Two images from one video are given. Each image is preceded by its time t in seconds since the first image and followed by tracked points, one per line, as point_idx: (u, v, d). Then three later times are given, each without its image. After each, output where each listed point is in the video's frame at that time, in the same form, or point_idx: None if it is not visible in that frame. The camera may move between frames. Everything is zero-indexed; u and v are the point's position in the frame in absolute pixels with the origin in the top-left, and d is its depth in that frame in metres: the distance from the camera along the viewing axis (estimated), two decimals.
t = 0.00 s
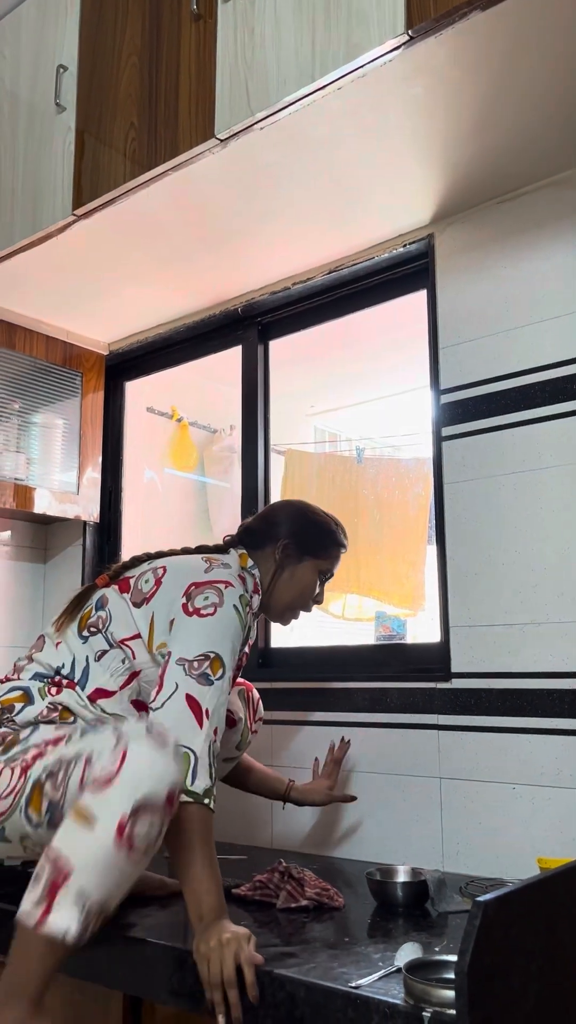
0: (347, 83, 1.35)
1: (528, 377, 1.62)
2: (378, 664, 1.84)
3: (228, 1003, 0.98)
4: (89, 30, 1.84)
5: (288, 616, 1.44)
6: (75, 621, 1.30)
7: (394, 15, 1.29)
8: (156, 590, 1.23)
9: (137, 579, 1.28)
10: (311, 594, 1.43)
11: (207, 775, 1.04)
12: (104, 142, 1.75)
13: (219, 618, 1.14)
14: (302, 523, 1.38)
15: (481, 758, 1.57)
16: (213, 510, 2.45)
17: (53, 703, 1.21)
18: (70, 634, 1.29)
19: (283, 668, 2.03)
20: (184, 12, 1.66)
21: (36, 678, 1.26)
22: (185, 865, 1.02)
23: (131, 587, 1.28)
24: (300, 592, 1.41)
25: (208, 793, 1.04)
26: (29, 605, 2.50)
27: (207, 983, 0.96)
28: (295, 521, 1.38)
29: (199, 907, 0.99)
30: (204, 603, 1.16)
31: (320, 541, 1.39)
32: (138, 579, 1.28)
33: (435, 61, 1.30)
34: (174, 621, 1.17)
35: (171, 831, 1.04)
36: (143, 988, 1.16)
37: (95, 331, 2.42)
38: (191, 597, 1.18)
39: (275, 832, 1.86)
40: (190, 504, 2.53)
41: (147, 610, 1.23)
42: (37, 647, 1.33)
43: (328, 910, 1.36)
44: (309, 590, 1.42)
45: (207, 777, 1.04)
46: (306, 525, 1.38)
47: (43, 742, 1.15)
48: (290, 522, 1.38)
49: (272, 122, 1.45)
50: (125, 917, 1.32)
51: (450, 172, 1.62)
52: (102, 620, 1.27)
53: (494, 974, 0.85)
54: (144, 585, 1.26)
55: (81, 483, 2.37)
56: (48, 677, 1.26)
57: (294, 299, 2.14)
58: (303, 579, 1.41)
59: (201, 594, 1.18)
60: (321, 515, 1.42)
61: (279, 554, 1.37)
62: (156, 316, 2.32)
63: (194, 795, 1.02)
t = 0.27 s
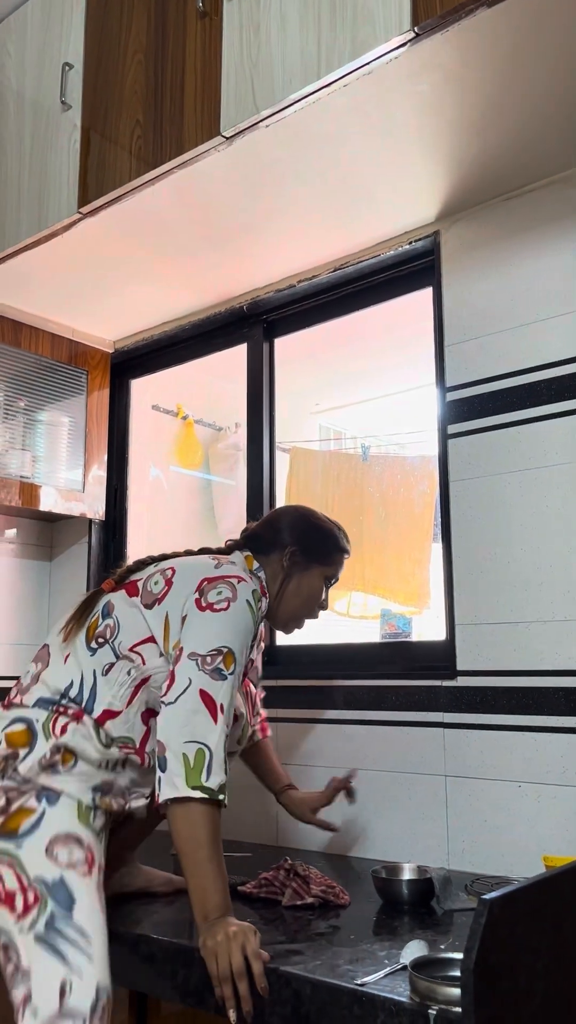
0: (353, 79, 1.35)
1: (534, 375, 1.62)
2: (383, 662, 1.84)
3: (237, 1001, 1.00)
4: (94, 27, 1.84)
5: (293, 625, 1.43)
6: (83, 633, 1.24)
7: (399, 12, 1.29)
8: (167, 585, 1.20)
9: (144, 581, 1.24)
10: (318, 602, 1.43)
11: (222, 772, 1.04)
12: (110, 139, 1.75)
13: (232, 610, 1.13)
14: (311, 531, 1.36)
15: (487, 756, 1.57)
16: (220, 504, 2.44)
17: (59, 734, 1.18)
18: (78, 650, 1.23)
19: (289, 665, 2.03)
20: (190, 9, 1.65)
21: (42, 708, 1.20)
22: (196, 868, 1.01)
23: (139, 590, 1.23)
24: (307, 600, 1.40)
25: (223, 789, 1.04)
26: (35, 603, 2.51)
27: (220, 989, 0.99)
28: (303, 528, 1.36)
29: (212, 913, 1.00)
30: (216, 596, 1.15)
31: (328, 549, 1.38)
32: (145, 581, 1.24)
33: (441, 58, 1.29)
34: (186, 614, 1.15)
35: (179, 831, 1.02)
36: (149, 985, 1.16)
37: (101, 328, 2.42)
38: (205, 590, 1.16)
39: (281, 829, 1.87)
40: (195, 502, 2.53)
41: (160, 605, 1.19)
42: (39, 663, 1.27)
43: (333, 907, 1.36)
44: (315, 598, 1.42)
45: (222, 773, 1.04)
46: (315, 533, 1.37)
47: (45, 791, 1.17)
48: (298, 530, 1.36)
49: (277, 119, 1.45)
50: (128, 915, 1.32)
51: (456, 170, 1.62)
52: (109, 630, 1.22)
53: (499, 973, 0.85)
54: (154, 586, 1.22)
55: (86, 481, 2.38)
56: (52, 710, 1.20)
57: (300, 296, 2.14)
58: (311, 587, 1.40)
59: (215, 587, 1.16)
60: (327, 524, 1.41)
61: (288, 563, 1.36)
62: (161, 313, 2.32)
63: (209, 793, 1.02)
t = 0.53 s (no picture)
0: (361, 76, 1.35)
1: (542, 373, 1.61)
2: (390, 660, 1.84)
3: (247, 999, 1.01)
4: (101, 26, 1.85)
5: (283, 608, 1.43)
6: (86, 662, 1.21)
7: (407, 9, 1.28)
8: (170, 596, 1.20)
9: (142, 593, 1.22)
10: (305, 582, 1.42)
11: (230, 770, 1.04)
12: (117, 138, 1.75)
13: (240, 607, 1.13)
14: (293, 513, 1.35)
15: (495, 754, 1.56)
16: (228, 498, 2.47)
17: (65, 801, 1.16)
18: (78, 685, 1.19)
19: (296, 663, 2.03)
20: (197, 7, 1.65)
21: (49, 759, 1.18)
22: (202, 866, 1.02)
23: (139, 604, 1.21)
24: (294, 582, 1.40)
25: (232, 788, 1.04)
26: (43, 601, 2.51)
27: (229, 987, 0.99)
28: (285, 511, 1.35)
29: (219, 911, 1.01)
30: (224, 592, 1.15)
31: (311, 529, 1.37)
32: (144, 594, 1.22)
33: (449, 54, 1.29)
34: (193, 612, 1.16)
35: (186, 829, 1.03)
36: (157, 981, 1.16)
37: (108, 327, 2.42)
38: (212, 589, 1.17)
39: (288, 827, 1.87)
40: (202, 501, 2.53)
41: (167, 612, 1.18)
42: (36, 703, 1.24)
43: (341, 905, 1.36)
44: (303, 579, 1.41)
45: (231, 772, 1.04)
46: (297, 514, 1.36)
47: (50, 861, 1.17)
48: (279, 513, 1.35)
49: (285, 116, 1.45)
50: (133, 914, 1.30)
51: (463, 167, 1.61)
52: (115, 654, 1.19)
53: (508, 970, 0.85)
54: (155, 597, 1.21)
55: (94, 480, 2.38)
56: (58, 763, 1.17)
57: (307, 294, 2.13)
58: (297, 568, 1.39)
59: (223, 585, 1.16)
60: (308, 504, 1.40)
61: (272, 548, 1.35)
62: (169, 312, 2.32)
63: (219, 794, 1.03)
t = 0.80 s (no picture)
0: (369, 76, 1.35)
1: (551, 372, 1.61)
2: (399, 659, 1.84)
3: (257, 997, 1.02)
4: (110, 27, 1.85)
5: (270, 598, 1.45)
6: (90, 677, 1.19)
7: (417, 9, 1.28)
8: (174, 602, 1.20)
9: (144, 604, 1.22)
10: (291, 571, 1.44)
11: (242, 770, 1.05)
12: (126, 139, 1.75)
13: (248, 605, 1.14)
14: (278, 505, 1.36)
15: (504, 754, 1.56)
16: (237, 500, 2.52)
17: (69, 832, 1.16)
18: (83, 702, 1.18)
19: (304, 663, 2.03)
20: (205, 8, 1.66)
21: (58, 780, 1.16)
22: (214, 866, 1.02)
23: (142, 615, 1.21)
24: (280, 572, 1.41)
25: (243, 788, 1.05)
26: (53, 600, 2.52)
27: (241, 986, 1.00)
28: (269, 506, 1.35)
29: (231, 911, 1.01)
30: (231, 590, 1.16)
31: (296, 520, 1.38)
32: (146, 605, 1.21)
33: (458, 54, 1.29)
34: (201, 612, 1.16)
35: (198, 829, 1.03)
36: (167, 979, 1.17)
37: (117, 327, 2.43)
38: (218, 587, 1.17)
39: (297, 826, 1.87)
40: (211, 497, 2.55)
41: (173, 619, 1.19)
42: (33, 719, 1.21)
43: (349, 904, 1.36)
44: (289, 568, 1.43)
45: (242, 772, 1.05)
46: (282, 506, 1.36)
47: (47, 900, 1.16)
48: (264, 506, 1.35)
49: (293, 116, 1.45)
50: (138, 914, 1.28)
51: (472, 166, 1.61)
52: (123, 667, 1.18)
53: (516, 969, 0.85)
54: (159, 606, 1.21)
55: (103, 479, 2.39)
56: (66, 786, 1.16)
57: (315, 294, 2.13)
58: (283, 558, 1.41)
59: (229, 582, 1.17)
60: (291, 495, 1.40)
61: (259, 543, 1.36)
62: (178, 312, 2.33)
63: (230, 795, 1.04)
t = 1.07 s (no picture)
0: (380, 78, 1.35)
1: (563, 372, 1.61)
2: (410, 660, 1.84)
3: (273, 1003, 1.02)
4: (123, 30, 1.86)
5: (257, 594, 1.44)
6: (86, 696, 1.17)
7: (428, 11, 1.28)
8: (164, 609, 1.20)
9: (132, 614, 1.21)
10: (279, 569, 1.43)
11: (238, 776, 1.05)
12: (138, 141, 1.76)
13: (237, 606, 1.14)
14: (266, 504, 1.35)
15: (516, 755, 1.56)
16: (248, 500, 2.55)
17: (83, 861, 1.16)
18: (81, 725, 1.16)
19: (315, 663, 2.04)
20: (217, 10, 1.66)
21: (68, 807, 1.15)
22: (227, 874, 1.02)
23: (133, 627, 1.20)
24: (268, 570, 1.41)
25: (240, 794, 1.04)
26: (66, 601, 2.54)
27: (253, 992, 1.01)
28: (256, 502, 1.34)
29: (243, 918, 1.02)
30: (218, 592, 1.16)
31: (284, 519, 1.37)
32: (134, 615, 1.21)
33: (469, 55, 1.29)
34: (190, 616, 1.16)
35: (209, 838, 1.03)
36: (179, 978, 1.18)
37: (129, 329, 2.44)
38: (205, 590, 1.17)
39: (308, 826, 1.88)
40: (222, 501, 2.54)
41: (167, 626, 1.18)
42: (33, 749, 1.19)
43: (361, 904, 1.36)
44: (277, 566, 1.42)
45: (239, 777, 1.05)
46: (270, 505, 1.35)
47: (68, 936, 1.17)
48: (252, 505, 1.34)
49: (304, 119, 1.46)
50: (145, 914, 1.28)
51: (483, 167, 1.61)
52: (119, 684, 1.17)
53: (527, 971, 0.85)
54: (148, 616, 1.20)
55: (115, 481, 2.40)
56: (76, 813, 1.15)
57: (326, 295, 2.14)
58: (271, 557, 1.40)
59: (216, 584, 1.17)
60: (279, 490, 1.38)
61: (246, 540, 1.35)
62: (189, 313, 2.34)
63: (228, 802, 1.03)
